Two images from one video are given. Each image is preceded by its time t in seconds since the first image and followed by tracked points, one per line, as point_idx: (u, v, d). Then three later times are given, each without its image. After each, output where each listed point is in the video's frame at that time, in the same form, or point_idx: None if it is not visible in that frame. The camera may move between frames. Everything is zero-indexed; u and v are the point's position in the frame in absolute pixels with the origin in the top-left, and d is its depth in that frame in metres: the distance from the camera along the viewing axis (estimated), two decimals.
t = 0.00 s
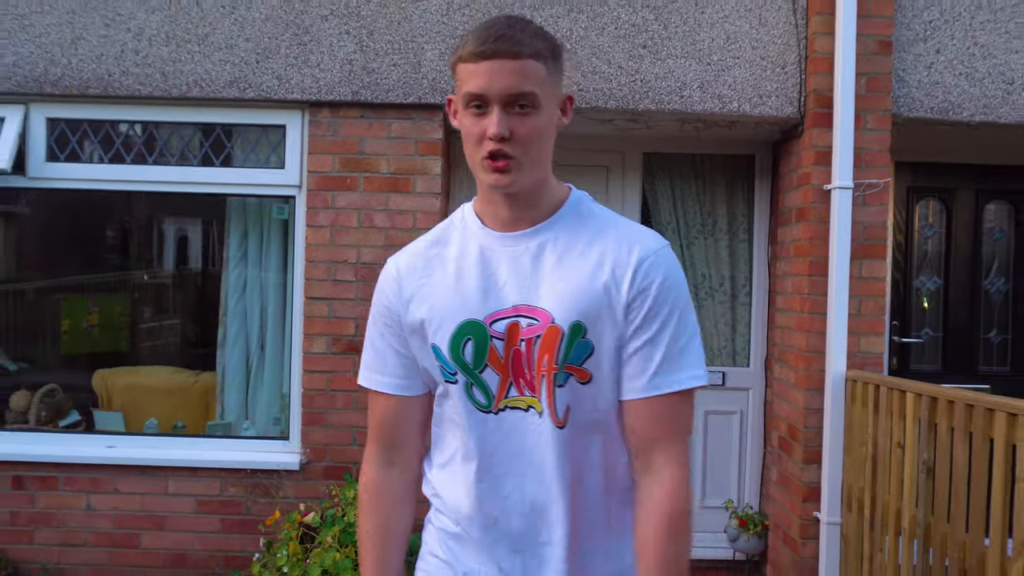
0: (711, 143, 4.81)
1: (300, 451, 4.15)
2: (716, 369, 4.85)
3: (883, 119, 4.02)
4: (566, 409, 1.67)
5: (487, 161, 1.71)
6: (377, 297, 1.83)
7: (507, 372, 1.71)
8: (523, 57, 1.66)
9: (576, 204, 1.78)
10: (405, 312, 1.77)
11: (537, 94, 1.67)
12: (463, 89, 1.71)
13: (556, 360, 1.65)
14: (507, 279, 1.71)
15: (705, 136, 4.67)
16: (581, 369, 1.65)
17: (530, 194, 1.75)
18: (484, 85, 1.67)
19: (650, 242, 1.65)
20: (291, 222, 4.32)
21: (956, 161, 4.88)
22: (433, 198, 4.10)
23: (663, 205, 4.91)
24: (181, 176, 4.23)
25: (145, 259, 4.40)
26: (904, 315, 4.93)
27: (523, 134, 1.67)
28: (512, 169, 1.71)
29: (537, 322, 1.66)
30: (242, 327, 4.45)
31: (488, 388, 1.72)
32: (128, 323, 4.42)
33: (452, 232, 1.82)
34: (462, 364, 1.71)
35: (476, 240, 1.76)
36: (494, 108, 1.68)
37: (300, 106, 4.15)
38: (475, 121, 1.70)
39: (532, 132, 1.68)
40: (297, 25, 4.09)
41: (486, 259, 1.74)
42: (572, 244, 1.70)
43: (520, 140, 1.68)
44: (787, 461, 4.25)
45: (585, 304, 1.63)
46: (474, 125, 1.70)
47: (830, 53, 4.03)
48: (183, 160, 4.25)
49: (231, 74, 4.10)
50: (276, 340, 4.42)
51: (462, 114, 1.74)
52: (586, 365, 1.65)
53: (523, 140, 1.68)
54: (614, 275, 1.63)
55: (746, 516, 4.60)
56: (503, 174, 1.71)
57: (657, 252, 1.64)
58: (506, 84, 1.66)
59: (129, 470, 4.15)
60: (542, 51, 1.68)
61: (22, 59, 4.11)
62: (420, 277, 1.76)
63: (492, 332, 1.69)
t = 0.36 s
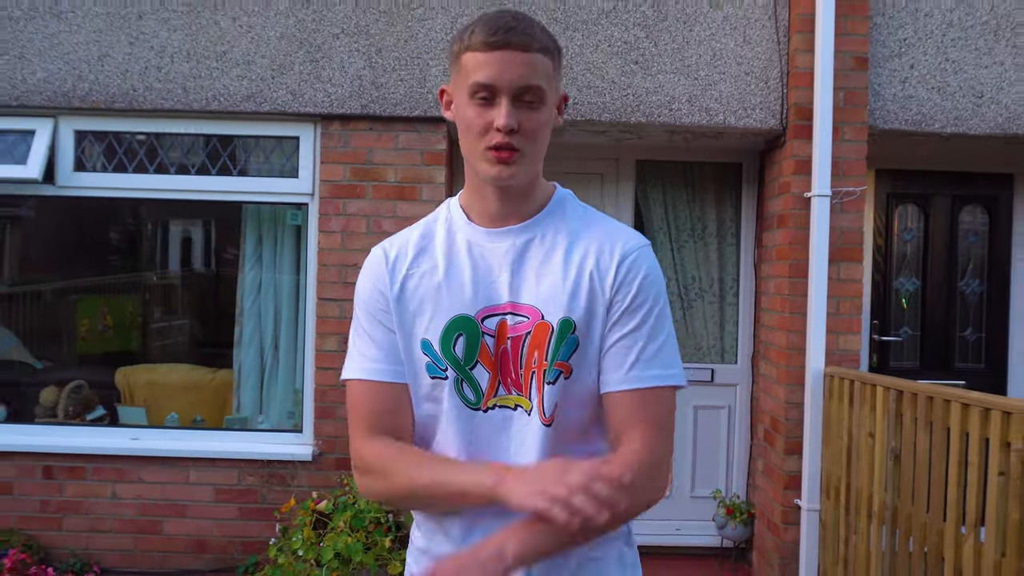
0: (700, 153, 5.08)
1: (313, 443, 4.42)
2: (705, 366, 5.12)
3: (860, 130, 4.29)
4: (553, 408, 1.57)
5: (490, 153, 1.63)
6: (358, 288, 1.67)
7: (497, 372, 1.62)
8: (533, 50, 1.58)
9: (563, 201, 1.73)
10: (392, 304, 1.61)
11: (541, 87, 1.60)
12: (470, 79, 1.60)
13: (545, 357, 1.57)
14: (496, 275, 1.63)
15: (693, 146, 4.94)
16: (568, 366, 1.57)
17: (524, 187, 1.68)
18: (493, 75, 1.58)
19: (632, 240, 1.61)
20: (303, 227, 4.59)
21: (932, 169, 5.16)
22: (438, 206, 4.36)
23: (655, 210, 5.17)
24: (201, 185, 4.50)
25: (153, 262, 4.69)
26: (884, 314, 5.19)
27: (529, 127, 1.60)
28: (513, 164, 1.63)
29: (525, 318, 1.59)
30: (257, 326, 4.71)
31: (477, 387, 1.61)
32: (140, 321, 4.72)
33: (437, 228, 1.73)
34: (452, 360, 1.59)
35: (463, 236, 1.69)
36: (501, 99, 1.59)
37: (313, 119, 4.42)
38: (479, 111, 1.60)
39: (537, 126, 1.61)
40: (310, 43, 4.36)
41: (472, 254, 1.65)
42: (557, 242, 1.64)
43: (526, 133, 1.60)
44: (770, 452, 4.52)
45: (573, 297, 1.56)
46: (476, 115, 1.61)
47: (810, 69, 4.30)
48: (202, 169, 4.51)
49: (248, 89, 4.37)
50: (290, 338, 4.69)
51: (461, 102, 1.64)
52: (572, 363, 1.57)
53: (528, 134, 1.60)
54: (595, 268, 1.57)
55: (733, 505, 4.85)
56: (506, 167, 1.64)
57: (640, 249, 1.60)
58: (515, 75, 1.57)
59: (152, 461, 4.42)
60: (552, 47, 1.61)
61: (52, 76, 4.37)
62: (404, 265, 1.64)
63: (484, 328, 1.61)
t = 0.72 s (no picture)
0: (695, 167, 5.32)
1: (327, 442, 4.67)
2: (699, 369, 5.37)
3: (844, 147, 4.55)
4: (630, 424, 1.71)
5: (558, 167, 1.74)
6: (414, 299, 1.69)
7: (568, 392, 1.70)
8: (593, 58, 1.73)
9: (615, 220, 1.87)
10: (461, 319, 1.66)
11: (604, 98, 1.74)
12: (531, 92, 1.74)
13: (624, 379, 1.69)
14: (566, 295, 1.73)
15: (687, 161, 5.19)
16: (650, 388, 1.71)
17: (589, 206, 1.80)
18: (558, 85, 1.71)
19: (697, 270, 1.79)
20: (317, 237, 4.86)
21: (915, 182, 5.41)
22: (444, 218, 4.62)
23: (651, 221, 5.42)
24: (220, 198, 4.76)
25: (161, 265, 4.92)
26: (869, 320, 5.44)
27: (595, 137, 1.72)
28: (583, 177, 1.74)
29: (602, 338, 1.69)
30: (272, 333, 4.96)
31: (545, 406, 1.68)
32: (151, 324, 4.97)
33: (491, 245, 1.79)
34: (524, 380, 1.66)
35: (526, 251, 1.78)
36: (568, 111, 1.72)
37: (327, 136, 4.68)
38: (546, 125, 1.73)
39: (602, 136, 1.73)
40: (324, 65, 4.61)
41: (540, 274, 1.75)
42: (626, 265, 1.77)
43: (593, 144, 1.72)
44: (759, 452, 4.77)
45: (653, 322, 1.71)
46: (545, 130, 1.73)
47: (797, 90, 4.56)
48: (222, 182, 4.77)
49: (266, 108, 4.62)
50: (304, 343, 4.95)
51: (525, 121, 1.77)
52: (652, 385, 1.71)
53: (595, 144, 1.72)
54: (672, 297, 1.74)
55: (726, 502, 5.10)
56: (576, 181, 1.74)
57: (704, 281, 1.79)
58: (581, 87, 1.71)
59: (175, 460, 4.67)
60: (606, 54, 1.77)
61: (80, 95, 4.62)
62: (474, 284, 1.69)
63: (556, 348, 1.68)
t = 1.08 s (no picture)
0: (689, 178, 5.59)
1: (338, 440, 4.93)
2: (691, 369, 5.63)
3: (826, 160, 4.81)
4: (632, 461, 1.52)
5: (545, 177, 1.58)
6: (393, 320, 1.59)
7: (557, 419, 1.52)
8: (595, 68, 1.58)
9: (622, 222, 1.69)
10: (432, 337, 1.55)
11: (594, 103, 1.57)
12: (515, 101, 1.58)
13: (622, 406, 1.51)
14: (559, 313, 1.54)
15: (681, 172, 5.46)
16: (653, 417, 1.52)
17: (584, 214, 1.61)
18: (551, 97, 1.56)
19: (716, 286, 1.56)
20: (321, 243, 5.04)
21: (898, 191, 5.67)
22: (449, 228, 4.89)
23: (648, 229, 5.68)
24: (233, 207, 4.97)
25: (156, 269, 5.12)
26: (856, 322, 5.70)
27: (587, 151, 1.57)
28: (572, 190, 1.57)
29: (599, 361, 1.51)
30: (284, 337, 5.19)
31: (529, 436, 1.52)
32: (151, 326, 5.16)
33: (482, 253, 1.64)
34: (503, 402, 1.52)
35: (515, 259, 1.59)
36: (557, 124, 1.57)
37: (338, 150, 4.90)
38: (541, 135, 1.57)
39: (592, 144, 1.57)
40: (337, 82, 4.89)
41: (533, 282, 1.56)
42: (634, 279, 1.56)
43: (581, 156, 1.57)
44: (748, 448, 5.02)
45: (661, 344, 1.52)
46: (531, 141, 1.57)
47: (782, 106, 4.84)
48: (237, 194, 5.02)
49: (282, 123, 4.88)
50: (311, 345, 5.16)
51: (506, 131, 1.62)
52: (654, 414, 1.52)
53: (583, 153, 1.56)
54: (687, 320, 1.53)
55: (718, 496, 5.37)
56: (562, 192, 1.57)
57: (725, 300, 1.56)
58: (570, 97, 1.56)
59: (195, 456, 4.95)
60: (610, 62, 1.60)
61: (106, 111, 4.91)
62: (450, 301, 1.56)
63: (541, 370, 1.52)
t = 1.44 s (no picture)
0: (678, 182, 5.86)
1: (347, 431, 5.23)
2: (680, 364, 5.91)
3: (808, 166, 5.09)
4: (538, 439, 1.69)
5: (444, 167, 1.76)
6: (327, 311, 1.86)
7: (469, 402, 1.74)
8: (484, 55, 1.74)
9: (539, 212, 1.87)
10: (360, 334, 1.82)
11: (490, 95, 1.74)
12: (419, 91, 1.77)
13: (527, 386, 1.69)
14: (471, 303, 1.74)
15: (670, 177, 5.74)
16: (551, 396, 1.68)
17: (489, 202, 1.83)
18: (444, 87, 1.74)
19: (616, 267, 1.72)
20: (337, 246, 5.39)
21: (879, 195, 5.95)
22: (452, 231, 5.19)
23: (640, 231, 5.98)
24: (248, 212, 5.30)
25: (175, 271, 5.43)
26: (837, 320, 5.97)
27: (481, 137, 1.73)
28: (471, 178, 1.76)
29: (505, 344, 1.71)
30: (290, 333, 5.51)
31: (446, 417, 1.74)
32: (174, 322, 5.48)
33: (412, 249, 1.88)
34: (417, 392, 1.75)
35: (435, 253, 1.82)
36: (453, 110, 1.74)
37: (346, 157, 5.21)
38: (432, 123, 1.76)
39: (488, 135, 1.73)
40: (344, 92, 5.15)
41: (448, 277, 1.77)
42: (543, 271, 1.74)
43: (479, 143, 1.74)
44: (734, 440, 5.30)
45: (562, 328, 1.68)
46: (431, 129, 1.75)
47: (766, 115, 5.10)
48: (251, 198, 5.31)
49: (292, 131, 5.16)
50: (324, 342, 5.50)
51: (417, 119, 1.79)
52: (557, 393, 1.68)
53: (481, 144, 1.73)
54: (588, 303, 1.70)
55: (704, 485, 5.65)
56: (461, 180, 1.77)
57: (624, 280, 1.71)
58: (465, 86, 1.73)
59: (210, 446, 5.22)
60: (503, 49, 1.76)
61: (125, 120, 5.17)
62: (371, 299, 1.81)
63: (451, 358, 1.73)
